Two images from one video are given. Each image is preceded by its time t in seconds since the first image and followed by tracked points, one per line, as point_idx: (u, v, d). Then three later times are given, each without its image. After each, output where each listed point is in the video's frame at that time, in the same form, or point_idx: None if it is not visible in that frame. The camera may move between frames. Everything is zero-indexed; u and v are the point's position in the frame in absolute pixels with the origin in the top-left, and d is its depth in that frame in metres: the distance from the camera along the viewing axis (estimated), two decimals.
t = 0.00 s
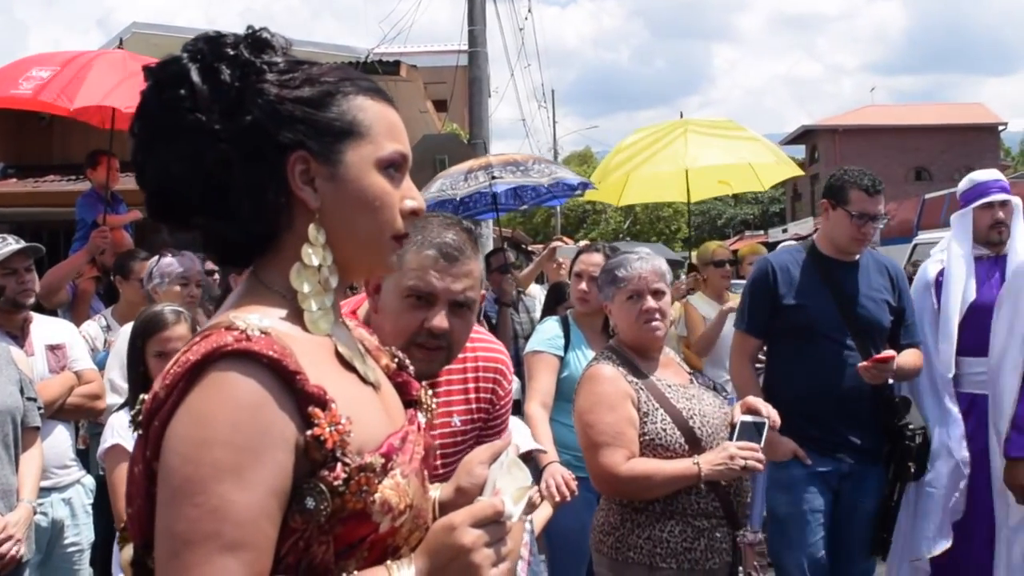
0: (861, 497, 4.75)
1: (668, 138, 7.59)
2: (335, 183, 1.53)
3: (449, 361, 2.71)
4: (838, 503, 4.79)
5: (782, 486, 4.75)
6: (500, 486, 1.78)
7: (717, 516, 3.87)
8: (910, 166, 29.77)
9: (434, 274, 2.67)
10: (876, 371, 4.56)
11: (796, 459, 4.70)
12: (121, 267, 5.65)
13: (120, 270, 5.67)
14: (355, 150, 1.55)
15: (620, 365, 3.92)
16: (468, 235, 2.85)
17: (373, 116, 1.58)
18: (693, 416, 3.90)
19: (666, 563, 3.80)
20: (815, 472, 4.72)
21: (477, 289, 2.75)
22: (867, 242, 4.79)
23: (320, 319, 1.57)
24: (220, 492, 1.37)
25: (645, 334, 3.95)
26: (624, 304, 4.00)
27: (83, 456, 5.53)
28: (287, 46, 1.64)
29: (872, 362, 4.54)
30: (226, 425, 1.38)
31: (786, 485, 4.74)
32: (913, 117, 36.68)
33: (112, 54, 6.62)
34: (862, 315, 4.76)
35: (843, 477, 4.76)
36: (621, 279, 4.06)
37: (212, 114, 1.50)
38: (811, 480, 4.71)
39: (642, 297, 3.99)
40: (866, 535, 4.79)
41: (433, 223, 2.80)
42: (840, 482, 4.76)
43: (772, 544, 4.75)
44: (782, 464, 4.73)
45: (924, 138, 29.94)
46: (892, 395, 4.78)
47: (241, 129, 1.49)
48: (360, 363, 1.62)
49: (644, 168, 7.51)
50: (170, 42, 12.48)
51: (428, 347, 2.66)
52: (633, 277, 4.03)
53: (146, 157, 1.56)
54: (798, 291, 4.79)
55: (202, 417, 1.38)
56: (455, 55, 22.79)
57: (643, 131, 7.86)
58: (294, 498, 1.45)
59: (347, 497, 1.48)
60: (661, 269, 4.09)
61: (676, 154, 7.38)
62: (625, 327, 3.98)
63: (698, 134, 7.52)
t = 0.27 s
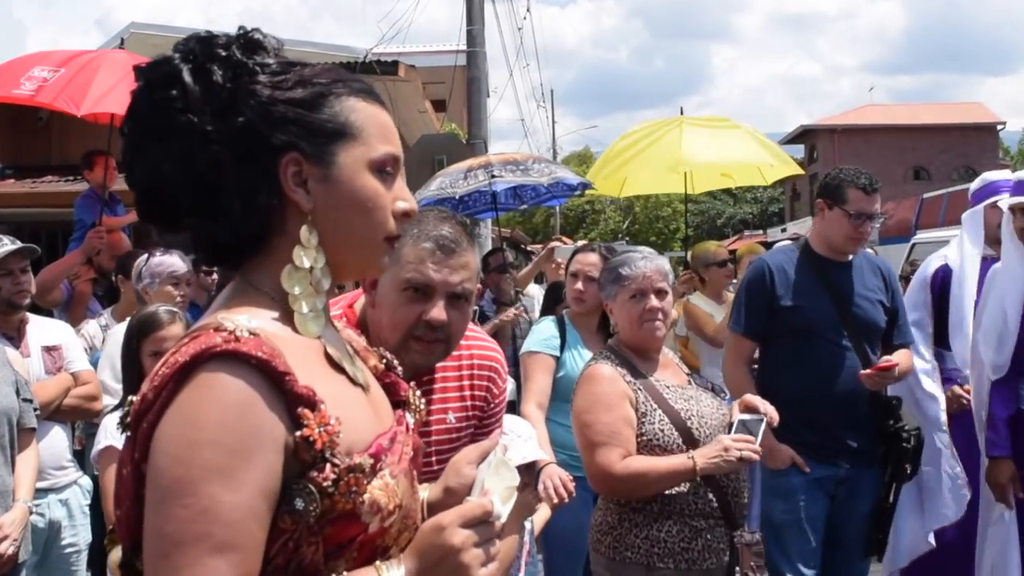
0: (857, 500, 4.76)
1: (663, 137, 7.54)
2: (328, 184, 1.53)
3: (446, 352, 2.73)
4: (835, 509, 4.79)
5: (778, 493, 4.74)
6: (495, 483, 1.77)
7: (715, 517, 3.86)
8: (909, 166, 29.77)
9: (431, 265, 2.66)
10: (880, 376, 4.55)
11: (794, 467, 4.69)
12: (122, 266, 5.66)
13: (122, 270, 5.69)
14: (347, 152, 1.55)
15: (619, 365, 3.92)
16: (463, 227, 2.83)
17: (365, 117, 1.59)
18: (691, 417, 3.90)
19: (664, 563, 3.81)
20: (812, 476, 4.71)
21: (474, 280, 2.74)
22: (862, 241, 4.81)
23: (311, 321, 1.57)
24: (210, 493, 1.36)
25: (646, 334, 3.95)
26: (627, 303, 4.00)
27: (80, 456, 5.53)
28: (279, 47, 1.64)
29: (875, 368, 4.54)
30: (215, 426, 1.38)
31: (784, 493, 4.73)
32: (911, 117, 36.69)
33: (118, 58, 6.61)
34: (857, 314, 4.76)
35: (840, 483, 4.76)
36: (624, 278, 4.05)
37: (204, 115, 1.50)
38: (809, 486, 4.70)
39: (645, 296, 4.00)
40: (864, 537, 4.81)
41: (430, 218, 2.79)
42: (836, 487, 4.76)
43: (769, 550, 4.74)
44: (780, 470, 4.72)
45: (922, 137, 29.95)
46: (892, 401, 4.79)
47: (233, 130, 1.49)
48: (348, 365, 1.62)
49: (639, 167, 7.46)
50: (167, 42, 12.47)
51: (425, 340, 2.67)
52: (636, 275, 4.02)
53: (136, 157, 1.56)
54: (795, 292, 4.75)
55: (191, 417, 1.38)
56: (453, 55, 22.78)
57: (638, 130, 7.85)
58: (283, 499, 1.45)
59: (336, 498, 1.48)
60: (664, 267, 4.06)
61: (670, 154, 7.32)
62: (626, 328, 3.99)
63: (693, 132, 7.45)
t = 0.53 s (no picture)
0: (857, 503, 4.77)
1: (663, 136, 7.48)
2: (309, 183, 1.55)
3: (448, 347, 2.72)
4: (834, 514, 4.78)
5: (777, 505, 4.66)
6: (487, 480, 1.77)
7: (715, 516, 3.85)
8: (910, 165, 29.77)
9: (432, 261, 2.64)
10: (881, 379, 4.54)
11: (794, 478, 4.62)
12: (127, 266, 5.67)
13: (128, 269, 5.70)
14: (326, 149, 1.56)
15: (619, 364, 3.92)
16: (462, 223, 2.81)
17: (342, 113, 1.61)
18: (691, 416, 3.92)
19: (665, 563, 3.80)
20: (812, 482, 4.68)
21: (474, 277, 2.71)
22: (845, 236, 4.77)
23: (300, 322, 1.58)
24: (198, 495, 1.36)
25: (648, 333, 3.95)
26: (629, 303, 4.00)
27: (78, 458, 5.53)
28: (250, 47, 1.66)
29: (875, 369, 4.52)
30: (203, 428, 1.37)
31: (783, 505, 4.65)
32: (913, 116, 36.68)
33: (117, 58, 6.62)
34: (841, 313, 4.75)
35: (838, 489, 4.74)
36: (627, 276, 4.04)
37: (181, 121, 1.51)
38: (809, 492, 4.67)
39: (646, 296, 3.99)
40: (863, 539, 4.81)
41: (428, 212, 2.76)
42: (834, 493, 4.74)
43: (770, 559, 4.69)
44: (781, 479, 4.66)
45: (923, 137, 29.94)
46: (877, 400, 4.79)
47: (212, 135, 1.50)
48: (336, 365, 1.63)
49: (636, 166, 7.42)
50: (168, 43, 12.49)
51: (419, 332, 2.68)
52: (636, 275, 4.03)
53: (117, 166, 1.57)
54: (777, 296, 4.70)
55: (178, 419, 1.38)
56: (454, 55, 22.79)
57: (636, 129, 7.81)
58: (271, 501, 1.45)
59: (324, 499, 1.48)
60: (667, 270, 4.08)
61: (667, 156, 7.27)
62: (628, 328, 3.98)
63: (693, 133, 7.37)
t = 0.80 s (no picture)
0: (863, 503, 4.68)
1: (662, 138, 7.44)
2: (293, 183, 1.54)
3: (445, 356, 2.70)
4: (838, 517, 4.69)
5: (775, 512, 4.56)
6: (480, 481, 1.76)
7: (717, 515, 3.83)
8: (915, 165, 29.70)
9: (425, 281, 2.62)
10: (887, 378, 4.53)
11: (795, 484, 4.51)
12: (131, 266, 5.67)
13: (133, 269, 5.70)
14: (311, 150, 1.56)
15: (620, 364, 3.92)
16: (450, 231, 2.80)
17: (328, 114, 1.60)
18: (693, 415, 3.90)
19: (668, 561, 3.79)
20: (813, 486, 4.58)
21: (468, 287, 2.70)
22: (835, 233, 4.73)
23: (281, 320, 1.58)
24: (180, 495, 1.36)
25: (660, 334, 3.97)
26: (646, 300, 3.95)
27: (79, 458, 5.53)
28: (239, 48, 1.65)
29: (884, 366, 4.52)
30: (185, 428, 1.38)
31: (785, 511, 4.54)
32: (919, 115, 36.58)
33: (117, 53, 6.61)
34: (833, 312, 4.68)
35: (840, 492, 4.65)
36: (633, 274, 4.00)
37: (166, 120, 1.51)
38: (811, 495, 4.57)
39: (664, 294, 3.97)
40: (878, 540, 4.68)
41: (416, 223, 2.75)
42: (835, 495, 4.64)
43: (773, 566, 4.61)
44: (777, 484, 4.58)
45: (929, 136, 29.87)
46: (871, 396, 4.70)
47: (195, 134, 1.50)
48: (323, 364, 1.62)
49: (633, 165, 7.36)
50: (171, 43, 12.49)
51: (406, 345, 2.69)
52: (657, 272, 3.98)
53: (102, 165, 1.57)
54: (765, 299, 4.63)
55: (160, 419, 1.38)
56: (459, 55, 22.79)
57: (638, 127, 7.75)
58: (254, 501, 1.45)
59: (309, 500, 1.48)
60: (673, 267, 4.04)
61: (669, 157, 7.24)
62: (636, 326, 3.97)
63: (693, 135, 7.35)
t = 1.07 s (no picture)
0: (872, 505, 4.62)
1: (666, 134, 7.38)
2: (291, 174, 1.50)
3: (421, 361, 2.66)
4: (846, 520, 4.63)
5: (787, 518, 4.46)
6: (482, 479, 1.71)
7: (725, 514, 3.78)
8: (922, 165, 29.58)
9: (396, 281, 2.60)
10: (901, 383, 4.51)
11: (804, 487, 4.42)
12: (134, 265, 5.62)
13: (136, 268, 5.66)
14: (310, 141, 1.52)
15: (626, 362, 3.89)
16: (429, 230, 2.76)
17: (329, 105, 1.56)
18: (701, 413, 3.87)
19: (675, 561, 3.75)
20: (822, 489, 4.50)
21: (444, 287, 2.68)
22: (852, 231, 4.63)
23: (278, 315, 1.54)
24: (171, 494, 1.33)
25: (664, 330, 3.93)
26: (658, 299, 3.93)
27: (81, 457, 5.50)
28: (240, 36, 1.61)
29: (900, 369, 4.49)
30: (176, 425, 1.34)
31: (795, 516, 4.45)
32: (926, 116, 36.44)
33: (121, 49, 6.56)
34: (845, 313, 4.59)
35: (850, 494, 4.59)
36: (648, 271, 3.97)
37: (162, 108, 1.48)
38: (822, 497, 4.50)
39: (675, 294, 3.96)
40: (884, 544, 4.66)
41: (394, 223, 2.70)
42: (845, 498, 4.58)
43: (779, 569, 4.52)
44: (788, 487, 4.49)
45: (936, 136, 29.75)
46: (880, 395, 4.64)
47: (192, 123, 1.47)
48: (321, 361, 1.58)
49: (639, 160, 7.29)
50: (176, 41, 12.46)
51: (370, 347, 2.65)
52: (671, 269, 3.97)
53: (98, 154, 1.54)
54: (777, 302, 4.51)
55: (151, 415, 1.35)
56: (464, 54, 22.73)
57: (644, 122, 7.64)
58: (248, 500, 1.41)
59: (304, 500, 1.44)
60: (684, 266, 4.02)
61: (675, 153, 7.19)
62: (645, 323, 3.94)
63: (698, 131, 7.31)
